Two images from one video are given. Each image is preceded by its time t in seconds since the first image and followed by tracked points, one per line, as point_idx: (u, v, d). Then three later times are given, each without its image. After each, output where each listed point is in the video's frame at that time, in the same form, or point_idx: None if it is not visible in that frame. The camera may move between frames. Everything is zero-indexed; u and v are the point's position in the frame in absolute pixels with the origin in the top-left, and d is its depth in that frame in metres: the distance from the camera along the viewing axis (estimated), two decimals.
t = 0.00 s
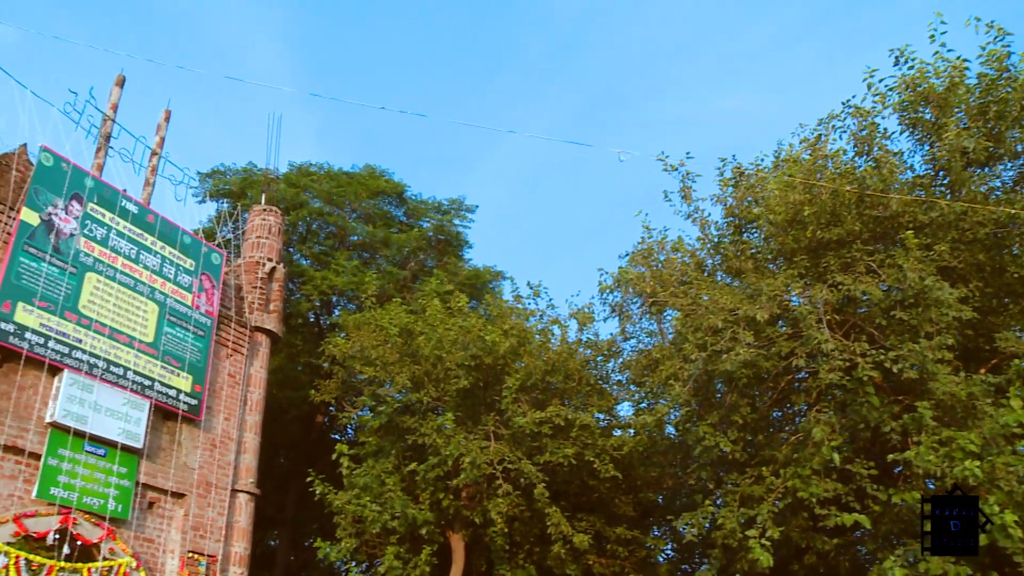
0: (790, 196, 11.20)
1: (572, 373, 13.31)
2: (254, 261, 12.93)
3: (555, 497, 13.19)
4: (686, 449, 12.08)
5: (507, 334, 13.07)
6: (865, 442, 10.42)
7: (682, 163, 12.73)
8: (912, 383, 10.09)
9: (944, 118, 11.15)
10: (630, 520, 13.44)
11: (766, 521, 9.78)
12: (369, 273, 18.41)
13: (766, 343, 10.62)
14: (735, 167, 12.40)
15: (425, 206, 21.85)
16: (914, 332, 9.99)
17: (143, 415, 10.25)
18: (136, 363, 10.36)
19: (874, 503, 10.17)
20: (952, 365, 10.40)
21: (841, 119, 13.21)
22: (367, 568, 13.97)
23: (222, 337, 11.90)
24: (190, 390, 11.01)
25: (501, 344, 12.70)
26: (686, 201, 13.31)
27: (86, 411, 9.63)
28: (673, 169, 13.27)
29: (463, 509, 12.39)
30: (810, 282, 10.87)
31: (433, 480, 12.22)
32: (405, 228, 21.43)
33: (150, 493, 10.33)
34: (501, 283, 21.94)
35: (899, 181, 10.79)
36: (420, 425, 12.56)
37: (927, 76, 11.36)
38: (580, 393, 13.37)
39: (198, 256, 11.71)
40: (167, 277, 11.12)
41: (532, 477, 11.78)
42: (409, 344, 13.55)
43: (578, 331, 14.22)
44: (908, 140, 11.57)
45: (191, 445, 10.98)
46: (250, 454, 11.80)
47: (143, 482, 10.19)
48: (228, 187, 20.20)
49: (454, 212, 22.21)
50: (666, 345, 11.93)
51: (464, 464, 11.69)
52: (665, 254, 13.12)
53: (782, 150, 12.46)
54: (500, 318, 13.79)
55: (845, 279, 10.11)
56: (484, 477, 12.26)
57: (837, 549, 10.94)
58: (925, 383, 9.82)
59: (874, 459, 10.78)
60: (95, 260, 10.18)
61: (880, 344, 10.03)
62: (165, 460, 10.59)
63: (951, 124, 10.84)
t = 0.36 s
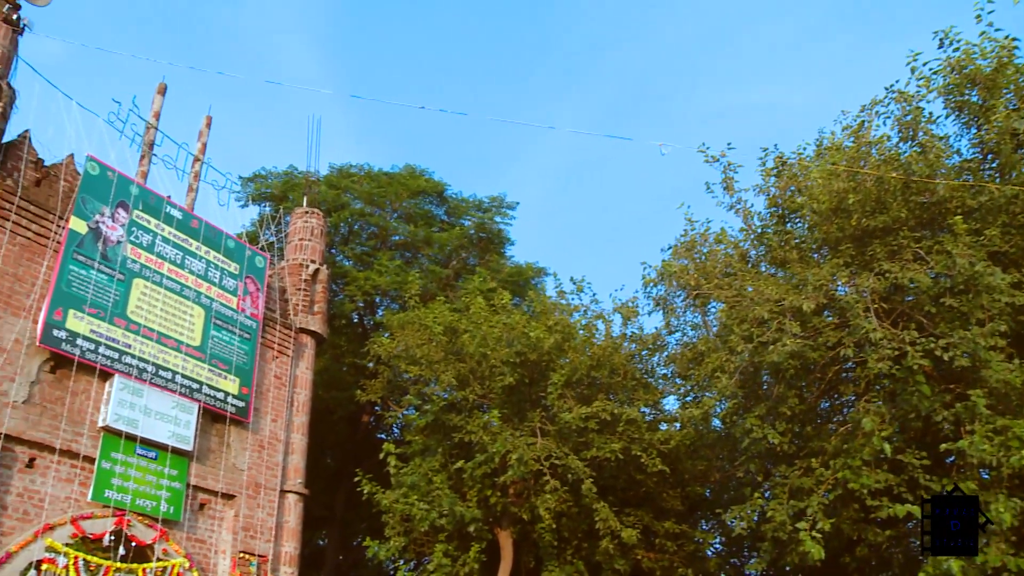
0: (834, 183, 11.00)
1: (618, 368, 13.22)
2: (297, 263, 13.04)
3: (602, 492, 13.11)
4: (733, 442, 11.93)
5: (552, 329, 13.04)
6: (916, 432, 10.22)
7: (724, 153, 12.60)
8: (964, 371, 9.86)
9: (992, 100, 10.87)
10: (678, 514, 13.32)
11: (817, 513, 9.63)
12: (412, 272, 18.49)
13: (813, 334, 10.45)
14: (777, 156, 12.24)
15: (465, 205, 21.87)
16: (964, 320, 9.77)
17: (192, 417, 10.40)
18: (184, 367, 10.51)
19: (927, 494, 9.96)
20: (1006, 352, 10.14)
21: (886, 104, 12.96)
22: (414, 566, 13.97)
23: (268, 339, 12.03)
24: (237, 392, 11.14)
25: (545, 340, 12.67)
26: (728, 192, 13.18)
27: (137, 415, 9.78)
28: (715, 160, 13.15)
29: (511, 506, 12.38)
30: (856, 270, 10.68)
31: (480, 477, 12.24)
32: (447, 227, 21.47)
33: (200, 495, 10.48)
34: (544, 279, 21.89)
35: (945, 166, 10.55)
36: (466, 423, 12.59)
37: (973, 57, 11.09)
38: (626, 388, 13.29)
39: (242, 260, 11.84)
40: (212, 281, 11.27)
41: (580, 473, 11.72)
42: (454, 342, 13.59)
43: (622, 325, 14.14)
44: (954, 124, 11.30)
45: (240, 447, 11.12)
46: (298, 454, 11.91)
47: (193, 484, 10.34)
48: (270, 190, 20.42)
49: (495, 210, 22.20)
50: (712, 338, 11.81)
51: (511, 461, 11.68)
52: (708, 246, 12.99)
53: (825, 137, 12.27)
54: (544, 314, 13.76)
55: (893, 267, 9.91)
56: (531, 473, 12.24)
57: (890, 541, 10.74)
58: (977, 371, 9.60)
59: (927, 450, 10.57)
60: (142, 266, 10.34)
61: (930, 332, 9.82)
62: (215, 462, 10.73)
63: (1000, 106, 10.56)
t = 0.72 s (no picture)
0: (869, 169, 10.84)
1: (654, 360, 13.16)
2: (331, 262, 13.12)
3: (640, 485, 13.04)
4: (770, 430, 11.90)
5: (587, 323, 13.02)
6: (958, 420, 10.05)
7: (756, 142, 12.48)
8: (1006, 357, 9.68)
9: None
10: (718, 506, 13.23)
11: (858, 503, 9.51)
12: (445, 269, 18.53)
13: (850, 322, 10.32)
14: (810, 144, 12.10)
15: (497, 200, 21.84)
16: (1006, 305, 9.59)
17: (230, 417, 10.50)
18: (221, 367, 10.62)
19: (971, 483, 9.80)
20: None
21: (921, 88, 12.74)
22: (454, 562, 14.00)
23: (303, 338, 12.12)
24: (274, 391, 11.24)
25: (581, 334, 12.66)
26: (761, 181, 13.05)
27: (176, 416, 9.90)
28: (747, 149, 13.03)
29: (549, 500, 12.37)
30: (893, 257, 10.52)
31: (517, 471, 12.25)
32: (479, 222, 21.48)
33: (240, 493, 10.59)
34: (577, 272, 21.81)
35: (983, 149, 10.34)
36: (503, 419, 12.61)
37: (1010, 38, 10.86)
38: (663, 380, 13.22)
39: (277, 259, 11.93)
40: (247, 281, 11.37)
41: (618, 466, 11.68)
42: (489, 337, 13.61)
43: (657, 317, 14.07)
44: (992, 107, 11.08)
45: (278, 445, 11.22)
46: (335, 452, 11.99)
47: (233, 483, 10.45)
48: (302, 190, 20.57)
49: (528, 204, 22.15)
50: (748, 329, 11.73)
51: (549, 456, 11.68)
52: (743, 236, 12.88)
53: (859, 123, 12.09)
54: (578, 307, 13.73)
55: (930, 253, 9.75)
56: (569, 467, 12.22)
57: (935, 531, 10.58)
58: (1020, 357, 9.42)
59: (970, 438, 10.40)
60: (178, 268, 10.45)
61: (970, 318, 9.65)
62: (254, 461, 10.83)
63: None
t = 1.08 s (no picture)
0: (902, 158, 10.69)
1: (687, 354, 13.09)
2: (362, 261, 13.18)
3: (675, 479, 12.97)
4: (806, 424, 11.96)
5: (619, 318, 12.97)
6: (998, 410, 9.89)
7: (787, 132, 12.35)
8: None
9: None
10: (754, 500, 13.13)
11: (896, 495, 9.39)
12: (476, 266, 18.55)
13: (885, 313, 10.20)
14: (842, 133, 11.96)
15: (527, 196, 21.81)
16: None
17: (265, 417, 10.59)
18: (255, 367, 10.71)
19: (1013, 474, 9.64)
20: None
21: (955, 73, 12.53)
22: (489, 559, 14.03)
23: (336, 338, 12.19)
24: (308, 391, 11.33)
25: (613, 329, 12.59)
26: (792, 171, 12.93)
27: (212, 416, 10.01)
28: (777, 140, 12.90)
29: (584, 495, 12.36)
30: (927, 246, 10.38)
31: (552, 467, 12.24)
32: (509, 219, 21.47)
33: (276, 493, 10.68)
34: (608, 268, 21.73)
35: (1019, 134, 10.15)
36: (536, 415, 12.61)
37: None
38: (696, 373, 13.15)
39: (308, 260, 12.01)
40: (279, 282, 11.46)
41: (652, 461, 11.63)
42: (521, 334, 13.61)
43: (689, 311, 13.99)
44: None
45: (313, 445, 11.30)
46: (370, 450, 12.06)
47: (269, 482, 10.55)
48: (332, 190, 20.70)
49: (557, 200, 22.10)
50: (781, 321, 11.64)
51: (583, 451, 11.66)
52: (774, 227, 12.76)
53: (891, 111, 11.93)
54: (610, 302, 13.68)
55: (966, 240, 9.60)
56: (603, 463, 12.20)
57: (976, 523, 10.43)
58: None
59: (1011, 428, 10.23)
60: (210, 270, 10.55)
61: (1008, 306, 9.49)
62: (289, 460, 10.92)
63: None
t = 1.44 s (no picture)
0: (936, 145, 10.53)
1: (721, 348, 13.00)
2: (393, 260, 13.23)
3: (710, 474, 12.89)
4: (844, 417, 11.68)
5: (652, 312, 12.91)
6: None
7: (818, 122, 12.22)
8: None
9: None
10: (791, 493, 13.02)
11: (936, 488, 9.25)
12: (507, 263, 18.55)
13: (921, 303, 10.06)
14: (874, 121, 11.80)
15: (557, 192, 21.75)
16: None
17: (299, 417, 10.67)
18: (289, 368, 10.80)
19: None
20: None
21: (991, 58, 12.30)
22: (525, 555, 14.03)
23: (369, 337, 12.25)
24: (342, 391, 11.40)
25: (646, 324, 12.53)
26: (824, 162, 12.78)
27: (248, 417, 10.11)
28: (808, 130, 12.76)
29: (618, 491, 12.33)
30: (964, 234, 10.22)
31: (586, 463, 12.21)
32: (539, 215, 21.43)
33: (312, 492, 10.76)
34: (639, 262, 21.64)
35: None
36: (570, 411, 12.58)
37: None
38: (730, 367, 13.07)
39: (340, 260, 12.08)
40: (311, 283, 11.54)
41: (687, 455, 11.57)
42: (553, 330, 13.58)
43: (722, 304, 13.89)
44: None
45: (347, 444, 11.37)
46: (404, 449, 12.11)
47: (305, 482, 10.63)
48: (361, 190, 20.80)
49: (587, 195, 22.03)
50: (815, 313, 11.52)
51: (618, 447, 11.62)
52: (806, 219, 12.63)
53: (925, 98, 11.75)
54: (642, 297, 13.62)
55: (1004, 228, 9.43)
56: (637, 458, 12.16)
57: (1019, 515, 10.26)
58: None
59: None
60: (243, 272, 10.65)
61: None
62: (324, 460, 11.00)
63: None
